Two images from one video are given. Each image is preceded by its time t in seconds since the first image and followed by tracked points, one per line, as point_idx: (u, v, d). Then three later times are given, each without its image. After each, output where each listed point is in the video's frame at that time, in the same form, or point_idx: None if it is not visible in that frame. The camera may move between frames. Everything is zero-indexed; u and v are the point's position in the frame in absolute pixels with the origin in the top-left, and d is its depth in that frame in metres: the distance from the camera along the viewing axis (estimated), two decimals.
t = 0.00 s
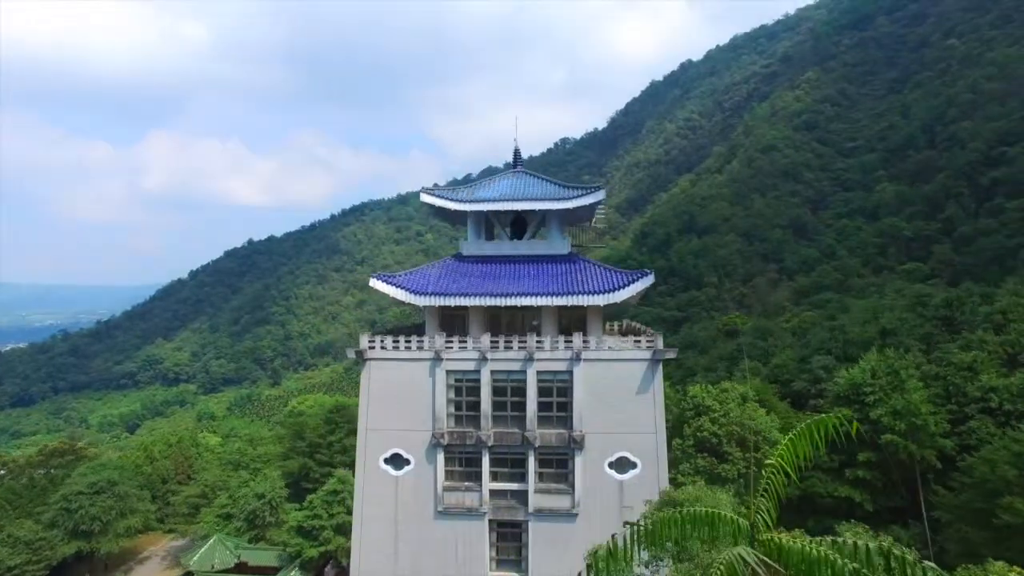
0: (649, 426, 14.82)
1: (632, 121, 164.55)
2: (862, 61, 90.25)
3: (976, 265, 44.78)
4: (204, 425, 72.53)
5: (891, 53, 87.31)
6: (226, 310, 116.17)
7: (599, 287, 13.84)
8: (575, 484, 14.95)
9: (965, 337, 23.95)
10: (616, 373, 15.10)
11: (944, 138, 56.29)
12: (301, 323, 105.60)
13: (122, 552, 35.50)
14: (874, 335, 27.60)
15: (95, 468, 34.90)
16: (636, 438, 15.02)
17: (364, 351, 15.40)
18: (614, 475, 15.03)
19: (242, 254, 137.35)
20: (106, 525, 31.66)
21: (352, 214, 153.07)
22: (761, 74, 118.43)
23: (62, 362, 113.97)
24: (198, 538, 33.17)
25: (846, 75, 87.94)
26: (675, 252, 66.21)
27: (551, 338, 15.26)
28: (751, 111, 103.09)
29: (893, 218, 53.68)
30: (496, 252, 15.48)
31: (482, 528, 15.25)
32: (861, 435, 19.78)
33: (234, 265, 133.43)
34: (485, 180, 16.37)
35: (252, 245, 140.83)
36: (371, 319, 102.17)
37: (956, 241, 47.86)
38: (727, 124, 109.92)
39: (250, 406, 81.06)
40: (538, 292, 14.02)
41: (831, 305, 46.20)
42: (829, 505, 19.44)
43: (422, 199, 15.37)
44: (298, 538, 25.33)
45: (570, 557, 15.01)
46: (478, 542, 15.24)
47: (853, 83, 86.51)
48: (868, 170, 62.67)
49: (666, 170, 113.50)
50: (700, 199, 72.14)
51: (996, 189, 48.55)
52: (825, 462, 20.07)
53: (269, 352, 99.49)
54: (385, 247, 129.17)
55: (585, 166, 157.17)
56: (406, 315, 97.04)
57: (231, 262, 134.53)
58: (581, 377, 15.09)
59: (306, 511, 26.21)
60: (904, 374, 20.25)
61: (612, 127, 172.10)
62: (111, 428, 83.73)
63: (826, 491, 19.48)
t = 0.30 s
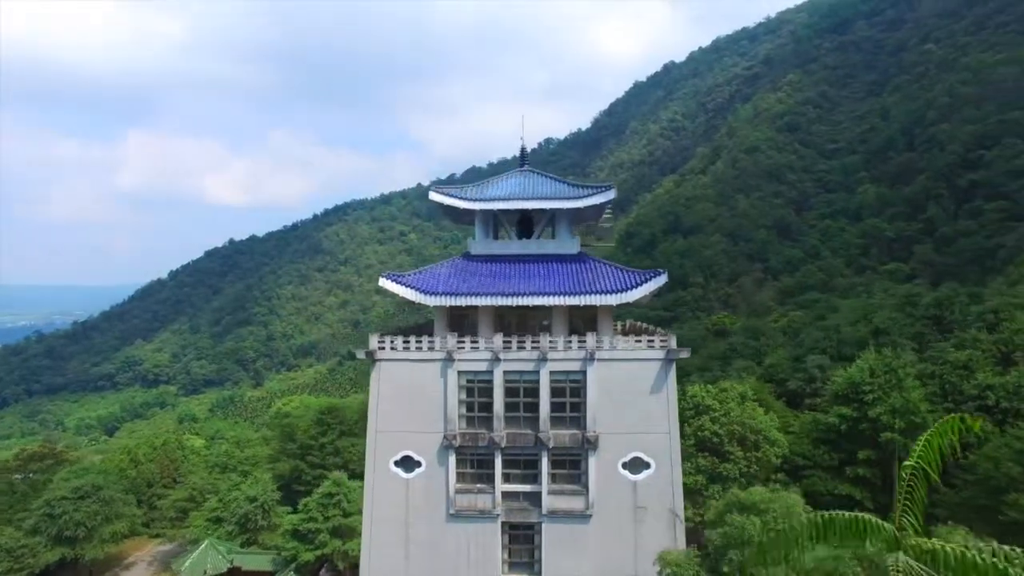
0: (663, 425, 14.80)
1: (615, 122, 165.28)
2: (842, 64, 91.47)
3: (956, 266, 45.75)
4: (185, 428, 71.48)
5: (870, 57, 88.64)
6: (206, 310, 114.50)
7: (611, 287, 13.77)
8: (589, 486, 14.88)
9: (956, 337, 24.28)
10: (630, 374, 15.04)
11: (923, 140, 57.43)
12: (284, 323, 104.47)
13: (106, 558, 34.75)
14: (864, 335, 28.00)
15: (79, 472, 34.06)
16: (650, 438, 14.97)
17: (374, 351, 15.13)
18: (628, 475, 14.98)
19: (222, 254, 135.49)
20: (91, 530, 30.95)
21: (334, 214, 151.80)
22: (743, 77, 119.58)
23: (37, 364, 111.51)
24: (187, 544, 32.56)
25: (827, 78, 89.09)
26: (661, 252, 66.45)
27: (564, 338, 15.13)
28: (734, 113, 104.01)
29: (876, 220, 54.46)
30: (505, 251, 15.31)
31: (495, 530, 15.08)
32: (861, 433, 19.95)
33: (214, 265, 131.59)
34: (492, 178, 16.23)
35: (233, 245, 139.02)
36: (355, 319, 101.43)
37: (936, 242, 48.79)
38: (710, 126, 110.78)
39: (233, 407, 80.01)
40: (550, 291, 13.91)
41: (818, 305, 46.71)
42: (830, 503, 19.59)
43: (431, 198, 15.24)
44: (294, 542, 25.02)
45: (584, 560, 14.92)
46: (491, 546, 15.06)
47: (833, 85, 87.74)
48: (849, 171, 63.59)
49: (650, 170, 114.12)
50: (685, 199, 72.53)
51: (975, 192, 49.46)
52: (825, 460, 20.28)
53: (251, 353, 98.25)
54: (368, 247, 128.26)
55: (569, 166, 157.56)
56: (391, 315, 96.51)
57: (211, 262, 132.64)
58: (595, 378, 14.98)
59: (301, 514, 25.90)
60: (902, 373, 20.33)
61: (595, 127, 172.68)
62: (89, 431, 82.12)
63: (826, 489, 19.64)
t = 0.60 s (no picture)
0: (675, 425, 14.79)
1: (593, 123, 166.30)
2: (817, 68, 93.25)
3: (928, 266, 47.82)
4: (160, 431, 70.00)
5: (843, 62, 90.59)
6: (179, 311, 112.13)
7: (622, 286, 13.68)
8: (602, 486, 14.75)
9: (941, 336, 24.79)
10: (642, 373, 14.98)
11: (895, 144, 60.09)
12: (259, 324, 102.82)
13: (83, 567, 33.73)
14: (849, 334, 28.43)
15: (53, 478, 32.97)
16: (662, 438, 14.94)
17: (383, 352, 14.86)
18: (640, 476, 14.91)
19: (195, 254, 132.87)
20: (68, 538, 30.01)
21: (311, 214, 149.96)
22: (720, 79, 121.19)
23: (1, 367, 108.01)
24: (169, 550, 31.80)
25: (802, 81, 90.69)
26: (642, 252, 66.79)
27: (575, 338, 15.02)
28: (711, 115, 105.23)
29: (852, 221, 55.59)
30: (512, 251, 15.17)
31: (506, 533, 14.87)
32: (857, 431, 20.16)
33: (187, 265, 129.00)
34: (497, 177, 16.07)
35: (207, 245, 136.48)
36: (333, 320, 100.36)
37: (911, 244, 50.23)
38: (688, 128, 111.94)
39: (209, 409, 78.47)
40: (562, 291, 13.78)
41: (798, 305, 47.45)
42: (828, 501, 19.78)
43: (437, 196, 15.00)
44: (284, 547, 24.56)
45: (598, 564, 14.80)
46: (503, 549, 14.84)
47: (807, 88, 89.35)
48: (825, 173, 64.79)
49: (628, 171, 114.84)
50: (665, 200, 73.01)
51: (945, 195, 51.95)
52: (820, 459, 20.50)
53: (226, 354, 96.47)
54: (346, 247, 127.02)
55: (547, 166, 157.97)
56: (370, 316, 95.70)
57: (184, 262, 130.00)
58: (606, 378, 14.89)
59: (291, 519, 25.54)
60: (894, 372, 20.66)
61: (572, 128, 173.49)
62: (57, 436, 79.80)
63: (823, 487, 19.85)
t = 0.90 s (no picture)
0: (679, 425, 14.82)
1: (567, 124, 167.10)
2: (788, 72, 95.02)
3: (898, 266, 49.20)
4: (129, 434, 68.29)
5: (814, 67, 92.53)
6: (148, 312, 109.53)
7: (625, 286, 13.65)
8: (608, 487, 14.71)
9: (920, 335, 25.33)
10: (647, 373, 14.95)
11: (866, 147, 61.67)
12: (232, 325, 100.93)
13: None
14: (828, 333, 28.91)
15: (23, 486, 31.87)
16: (667, 438, 14.95)
17: (385, 352, 14.61)
18: (645, 476, 14.90)
19: (164, 254, 129.99)
20: (39, 548, 29.03)
21: (283, 213, 147.82)
22: (693, 81, 122.75)
23: None
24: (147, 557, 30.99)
25: (774, 85, 92.34)
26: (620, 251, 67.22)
27: (578, 338, 14.96)
28: (685, 116, 106.41)
29: (825, 222, 56.75)
30: (511, 250, 15.02)
31: (512, 535, 14.76)
32: (845, 429, 20.44)
33: (156, 265, 126.14)
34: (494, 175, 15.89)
35: (176, 244, 133.60)
36: (307, 320, 99.05)
37: (881, 245, 51.80)
38: (662, 130, 113.11)
39: (180, 412, 76.75)
40: (566, 291, 13.70)
41: (775, 304, 48.24)
42: (817, 498, 20.06)
43: (437, 193, 14.76)
44: (271, 552, 24.12)
45: (603, 564, 14.76)
46: (509, 551, 14.73)
47: (779, 92, 90.95)
48: (798, 175, 66.05)
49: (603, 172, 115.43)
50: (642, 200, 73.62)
51: (913, 197, 53.78)
52: (809, 456, 20.76)
53: (197, 355, 94.48)
54: (320, 247, 125.55)
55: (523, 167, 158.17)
56: (345, 317, 94.70)
57: (152, 262, 127.11)
58: (611, 378, 14.83)
59: (276, 523, 25.12)
60: (879, 370, 21.00)
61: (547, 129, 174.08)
62: (20, 441, 77.30)
63: (814, 483, 20.07)
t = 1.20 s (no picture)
0: (676, 424, 14.87)
1: (532, 125, 167.68)
2: (749, 76, 97.21)
3: (857, 267, 50.80)
4: (82, 440, 65.79)
5: (773, 72, 94.87)
6: (100, 313, 105.72)
7: (620, 286, 13.67)
8: (605, 486, 14.69)
9: (888, 333, 26.07)
10: (643, 373, 14.94)
11: (824, 151, 63.56)
12: (190, 326, 98.11)
13: None
14: (798, 332, 29.51)
15: None
16: (663, 437, 14.99)
17: (380, 354, 14.26)
18: (642, 475, 14.92)
19: (117, 253, 125.71)
20: None
21: (243, 212, 144.54)
22: (656, 84, 124.56)
23: None
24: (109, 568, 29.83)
25: (736, 89, 94.35)
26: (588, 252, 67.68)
27: (575, 338, 14.92)
28: (649, 118, 107.84)
29: (787, 223, 58.20)
30: (503, 250, 14.89)
31: (509, 537, 14.59)
32: (822, 425, 20.94)
33: (108, 265, 121.88)
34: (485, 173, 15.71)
35: (129, 243, 129.30)
36: (269, 322, 97.01)
37: (840, 247, 53.47)
38: (627, 132, 114.48)
39: (137, 416, 74.27)
40: (562, 291, 13.63)
41: (740, 304, 49.26)
42: (796, 492, 20.55)
43: (430, 192, 14.49)
44: (246, 559, 23.55)
45: (600, 563, 14.72)
46: (506, 553, 14.56)
47: (740, 96, 92.84)
48: (760, 177, 67.57)
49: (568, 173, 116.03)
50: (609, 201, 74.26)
51: (870, 200, 55.64)
52: (788, 452, 21.21)
53: (154, 358, 91.53)
54: (281, 246, 123.17)
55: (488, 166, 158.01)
56: (309, 318, 93.07)
57: (104, 262, 122.76)
58: (608, 378, 14.80)
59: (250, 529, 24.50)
60: (853, 367, 21.54)
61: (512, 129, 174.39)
62: None
63: (793, 479, 20.50)
